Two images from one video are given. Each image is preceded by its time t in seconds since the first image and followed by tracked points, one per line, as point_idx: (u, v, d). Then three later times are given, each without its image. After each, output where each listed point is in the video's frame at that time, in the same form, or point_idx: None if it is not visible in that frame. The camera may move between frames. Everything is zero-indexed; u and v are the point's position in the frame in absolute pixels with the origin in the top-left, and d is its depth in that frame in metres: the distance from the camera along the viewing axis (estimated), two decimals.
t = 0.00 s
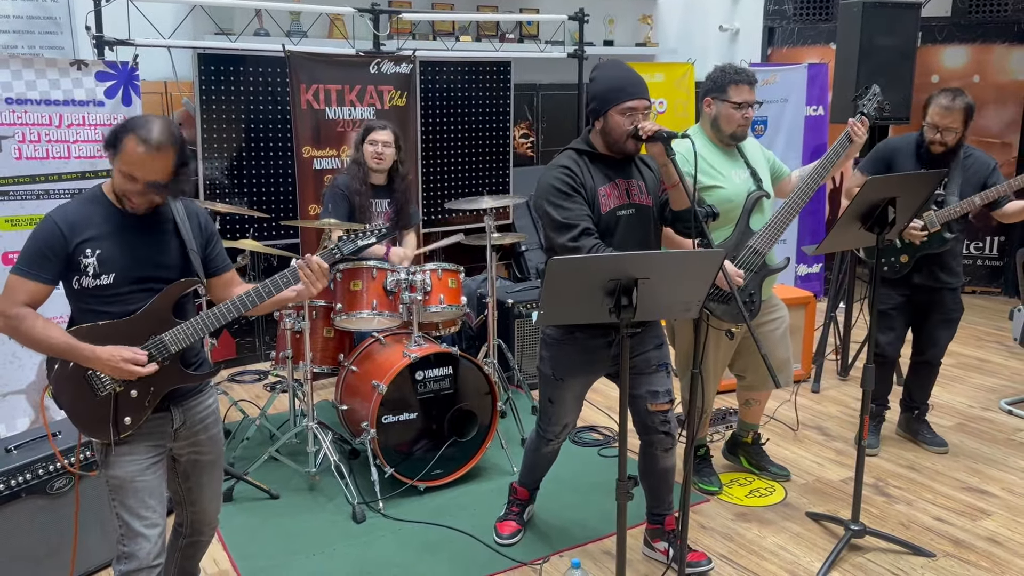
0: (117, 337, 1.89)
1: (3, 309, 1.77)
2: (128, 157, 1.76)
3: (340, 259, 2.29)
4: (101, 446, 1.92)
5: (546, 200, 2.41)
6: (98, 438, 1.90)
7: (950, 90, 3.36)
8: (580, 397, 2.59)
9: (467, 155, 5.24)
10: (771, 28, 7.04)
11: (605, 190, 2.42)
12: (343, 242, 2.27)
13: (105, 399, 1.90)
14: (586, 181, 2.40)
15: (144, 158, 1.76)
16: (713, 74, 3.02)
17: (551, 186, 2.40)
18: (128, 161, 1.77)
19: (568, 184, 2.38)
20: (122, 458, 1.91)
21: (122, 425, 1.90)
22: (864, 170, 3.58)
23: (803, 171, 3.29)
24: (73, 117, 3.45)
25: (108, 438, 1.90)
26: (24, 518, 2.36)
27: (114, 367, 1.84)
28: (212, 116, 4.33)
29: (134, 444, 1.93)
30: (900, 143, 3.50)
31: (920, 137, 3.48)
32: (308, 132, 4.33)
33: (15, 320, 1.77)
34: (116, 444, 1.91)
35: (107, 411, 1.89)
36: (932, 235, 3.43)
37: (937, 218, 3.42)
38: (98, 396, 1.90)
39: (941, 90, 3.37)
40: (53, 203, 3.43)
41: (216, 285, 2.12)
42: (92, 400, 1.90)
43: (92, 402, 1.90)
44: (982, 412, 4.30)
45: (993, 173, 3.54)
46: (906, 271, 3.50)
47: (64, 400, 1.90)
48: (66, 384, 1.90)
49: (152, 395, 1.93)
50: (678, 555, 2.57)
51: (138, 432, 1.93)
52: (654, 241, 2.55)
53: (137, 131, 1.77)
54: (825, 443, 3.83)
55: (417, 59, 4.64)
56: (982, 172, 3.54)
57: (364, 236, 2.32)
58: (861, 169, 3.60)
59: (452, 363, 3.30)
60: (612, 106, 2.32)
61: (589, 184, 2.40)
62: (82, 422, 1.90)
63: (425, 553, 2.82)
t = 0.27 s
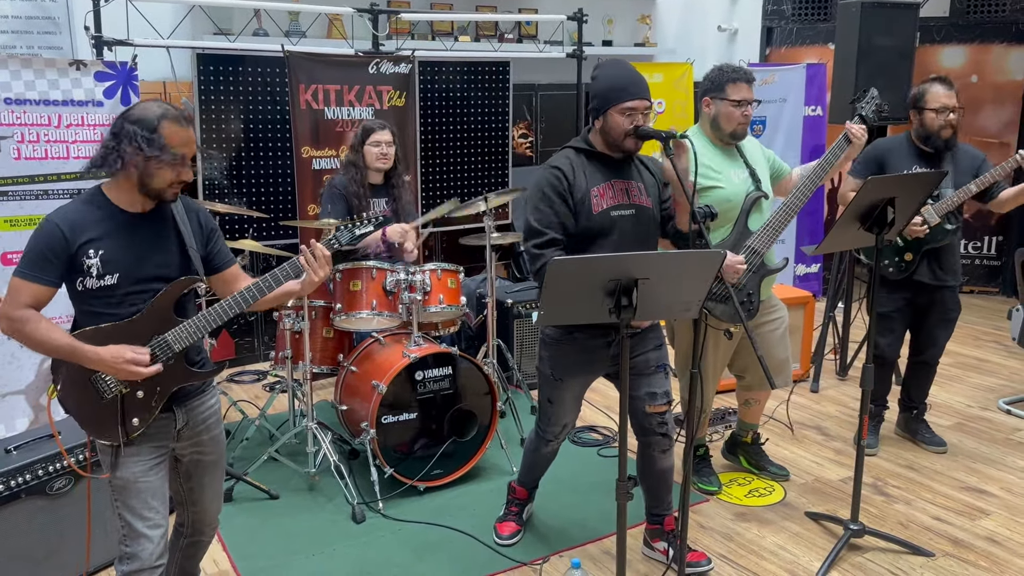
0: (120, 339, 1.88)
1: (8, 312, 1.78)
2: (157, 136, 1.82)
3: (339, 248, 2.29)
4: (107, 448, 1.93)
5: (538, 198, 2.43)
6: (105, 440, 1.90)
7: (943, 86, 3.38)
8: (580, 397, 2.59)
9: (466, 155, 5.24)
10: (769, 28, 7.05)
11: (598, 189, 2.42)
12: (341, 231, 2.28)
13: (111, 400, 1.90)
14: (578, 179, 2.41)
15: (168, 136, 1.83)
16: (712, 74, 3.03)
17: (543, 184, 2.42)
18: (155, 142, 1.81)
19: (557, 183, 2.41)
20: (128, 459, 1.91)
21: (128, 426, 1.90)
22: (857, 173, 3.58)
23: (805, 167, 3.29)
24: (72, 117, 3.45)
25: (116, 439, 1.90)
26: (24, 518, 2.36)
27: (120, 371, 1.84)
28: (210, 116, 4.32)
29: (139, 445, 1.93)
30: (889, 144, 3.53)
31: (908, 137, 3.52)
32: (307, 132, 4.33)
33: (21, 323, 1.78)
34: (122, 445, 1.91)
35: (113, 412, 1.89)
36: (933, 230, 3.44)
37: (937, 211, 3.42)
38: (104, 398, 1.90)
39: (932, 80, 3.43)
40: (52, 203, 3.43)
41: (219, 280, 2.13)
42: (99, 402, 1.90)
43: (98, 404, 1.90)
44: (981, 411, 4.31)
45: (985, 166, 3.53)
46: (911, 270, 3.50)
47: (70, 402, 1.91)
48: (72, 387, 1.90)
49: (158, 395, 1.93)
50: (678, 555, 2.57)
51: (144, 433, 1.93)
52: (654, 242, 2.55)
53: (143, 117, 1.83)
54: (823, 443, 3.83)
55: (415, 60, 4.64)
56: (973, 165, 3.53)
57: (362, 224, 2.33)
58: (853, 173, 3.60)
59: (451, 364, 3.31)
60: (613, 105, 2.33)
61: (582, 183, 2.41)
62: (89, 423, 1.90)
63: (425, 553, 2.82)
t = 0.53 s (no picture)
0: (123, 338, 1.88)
1: (10, 308, 1.77)
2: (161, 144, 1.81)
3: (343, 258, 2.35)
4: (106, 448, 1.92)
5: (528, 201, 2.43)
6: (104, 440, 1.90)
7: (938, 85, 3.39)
8: (581, 398, 2.59)
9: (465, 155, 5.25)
10: (767, 28, 7.07)
11: (597, 189, 2.42)
12: (346, 242, 2.34)
13: (111, 401, 1.90)
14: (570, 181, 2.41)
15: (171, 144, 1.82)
16: (710, 75, 3.06)
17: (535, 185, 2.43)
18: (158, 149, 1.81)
19: (542, 186, 2.41)
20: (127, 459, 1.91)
21: (127, 427, 1.90)
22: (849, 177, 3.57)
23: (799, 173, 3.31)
24: (70, 118, 3.44)
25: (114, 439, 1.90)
26: (23, 519, 2.36)
27: (123, 365, 1.85)
28: (209, 116, 4.32)
29: (138, 446, 1.93)
30: (881, 147, 3.54)
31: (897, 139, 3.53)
32: (306, 132, 4.32)
33: (23, 320, 1.77)
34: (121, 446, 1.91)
35: (113, 413, 1.90)
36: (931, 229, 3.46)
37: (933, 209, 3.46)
38: (104, 399, 1.90)
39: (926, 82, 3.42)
40: (51, 203, 3.42)
41: (220, 285, 2.13)
42: (98, 402, 1.90)
43: (99, 404, 1.90)
44: (979, 411, 4.31)
45: (978, 165, 3.55)
46: (911, 270, 3.50)
47: (69, 402, 1.90)
48: (71, 386, 1.89)
49: (157, 397, 1.93)
50: (678, 555, 2.57)
51: (143, 434, 1.93)
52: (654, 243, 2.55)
53: (151, 123, 1.82)
54: (822, 443, 3.84)
55: (414, 60, 4.64)
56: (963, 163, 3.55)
57: (367, 236, 2.42)
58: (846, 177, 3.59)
59: (450, 364, 3.30)
60: (613, 104, 2.33)
61: (578, 183, 2.41)
62: (88, 423, 1.90)
63: (425, 554, 2.82)
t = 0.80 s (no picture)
0: (123, 338, 1.88)
1: (18, 307, 1.76)
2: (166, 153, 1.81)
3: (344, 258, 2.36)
4: (106, 448, 1.92)
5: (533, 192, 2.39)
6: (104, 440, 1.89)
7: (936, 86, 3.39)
8: (582, 397, 2.59)
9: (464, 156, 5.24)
10: (766, 28, 7.07)
11: (606, 189, 2.43)
12: (346, 241, 2.34)
13: (111, 401, 1.90)
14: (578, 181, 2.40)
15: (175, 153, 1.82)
16: (710, 75, 3.06)
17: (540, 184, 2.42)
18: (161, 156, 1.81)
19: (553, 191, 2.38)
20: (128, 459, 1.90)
21: (127, 426, 1.89)
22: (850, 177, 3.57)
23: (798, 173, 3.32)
24: (71, 118, 3.44)
25: (114, 439, 1.89)
26: (24, 519, 2.35)
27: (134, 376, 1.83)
28: (208, 116, 4.31)
29: (139, 446, 1.92)
30: (880, 147, 3.54)
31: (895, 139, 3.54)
32: (306, 133, 4.32)
33: (31, 318, 1.76)
34: (121, 446, 1.90)
35: (114, 413, 1.89)
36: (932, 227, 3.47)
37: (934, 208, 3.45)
38: (104, 399, 1.90)
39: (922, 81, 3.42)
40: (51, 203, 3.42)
41: (214, 287, 2.13)
42: (98, 402, 1.90)
43: (99, 403, 1.90)
44: (979, 411, 4.32)
45: (975, 162, 3.56)
46: (912, 269, 3.51)
47: (70, 401, 1.90)
48: (73, 385, 1.89)
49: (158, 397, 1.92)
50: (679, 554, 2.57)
51: (144, 434, 1.92)
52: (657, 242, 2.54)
53: (158, 129, 1.82)
54: (823, 442, 3.84)
55: (414, 60, 4.64)
56: (962, 161, 3.55)
57: (367, 235, 2.42)
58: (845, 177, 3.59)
59: (451, 363, 3.30)
60: (616, 102, 2.33)
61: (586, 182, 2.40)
62: (89, 422, 1.90)
63: (425, 553, 2.82)
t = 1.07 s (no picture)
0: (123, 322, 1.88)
1: None
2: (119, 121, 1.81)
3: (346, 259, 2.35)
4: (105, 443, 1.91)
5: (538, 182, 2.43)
6: (104, 435, 1.87)
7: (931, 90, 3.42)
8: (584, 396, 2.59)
9: (464, 156, 5.25)
10: (765, 28, 7.08)
11: (605, 187, 2.44)
12: (350, 243, 2.34)
13: (112, 395, 1.88)
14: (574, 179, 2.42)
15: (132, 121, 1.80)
16: (711, 74, 3.06)
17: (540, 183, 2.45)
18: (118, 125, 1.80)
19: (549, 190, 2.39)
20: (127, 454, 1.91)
21: (129, 422, 1.89)
22: (849, 177, 3.57)
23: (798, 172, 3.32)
24: (71, 117, 3.44)
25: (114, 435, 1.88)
26: (26, 518, 2.36)
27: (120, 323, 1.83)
28: (208, 115, 4.32)
29: (138, 442, 1.92)
30: (880, 146, 3.54)
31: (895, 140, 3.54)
32: (306, 132, 4.33)
33: (10, 281, 1.74)
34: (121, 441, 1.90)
35: (115, 408, 1.88)
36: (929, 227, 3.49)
37: (934, 206, 3.48)
38: (104, 392, 1.88)
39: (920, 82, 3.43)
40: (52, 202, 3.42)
41: (220, 285, 2.12)
42: (98, 396, 1.87)
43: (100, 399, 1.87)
44: (978, 410, 4.33)
45: (974, 161, 3.56)
46: (915, 266, 3.51)
47: (68, 394, 1.86)
48: (72, 377, 1.86)
49: (160, 392, 1.93)
50: (680, 553, 2.58)
51: (143, 430, 1.92)
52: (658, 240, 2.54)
53: (124, 107, 1.82)
54: (823, 441, 3.84)
55: (414, 60, 4.64)
56: (962, 159, 3.56)
57: (370, 238, 2.42)
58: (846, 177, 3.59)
59: (452, 362, 3.30)
60: (614, 101, 2.35)
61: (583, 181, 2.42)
62: (88, 417, 1.87)
63: (426, 552, 2.83)
